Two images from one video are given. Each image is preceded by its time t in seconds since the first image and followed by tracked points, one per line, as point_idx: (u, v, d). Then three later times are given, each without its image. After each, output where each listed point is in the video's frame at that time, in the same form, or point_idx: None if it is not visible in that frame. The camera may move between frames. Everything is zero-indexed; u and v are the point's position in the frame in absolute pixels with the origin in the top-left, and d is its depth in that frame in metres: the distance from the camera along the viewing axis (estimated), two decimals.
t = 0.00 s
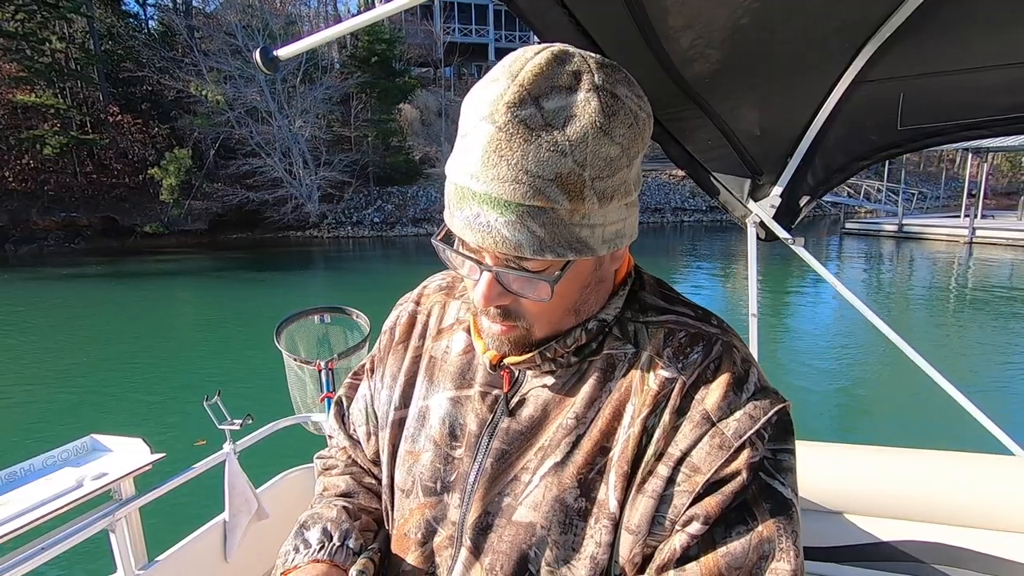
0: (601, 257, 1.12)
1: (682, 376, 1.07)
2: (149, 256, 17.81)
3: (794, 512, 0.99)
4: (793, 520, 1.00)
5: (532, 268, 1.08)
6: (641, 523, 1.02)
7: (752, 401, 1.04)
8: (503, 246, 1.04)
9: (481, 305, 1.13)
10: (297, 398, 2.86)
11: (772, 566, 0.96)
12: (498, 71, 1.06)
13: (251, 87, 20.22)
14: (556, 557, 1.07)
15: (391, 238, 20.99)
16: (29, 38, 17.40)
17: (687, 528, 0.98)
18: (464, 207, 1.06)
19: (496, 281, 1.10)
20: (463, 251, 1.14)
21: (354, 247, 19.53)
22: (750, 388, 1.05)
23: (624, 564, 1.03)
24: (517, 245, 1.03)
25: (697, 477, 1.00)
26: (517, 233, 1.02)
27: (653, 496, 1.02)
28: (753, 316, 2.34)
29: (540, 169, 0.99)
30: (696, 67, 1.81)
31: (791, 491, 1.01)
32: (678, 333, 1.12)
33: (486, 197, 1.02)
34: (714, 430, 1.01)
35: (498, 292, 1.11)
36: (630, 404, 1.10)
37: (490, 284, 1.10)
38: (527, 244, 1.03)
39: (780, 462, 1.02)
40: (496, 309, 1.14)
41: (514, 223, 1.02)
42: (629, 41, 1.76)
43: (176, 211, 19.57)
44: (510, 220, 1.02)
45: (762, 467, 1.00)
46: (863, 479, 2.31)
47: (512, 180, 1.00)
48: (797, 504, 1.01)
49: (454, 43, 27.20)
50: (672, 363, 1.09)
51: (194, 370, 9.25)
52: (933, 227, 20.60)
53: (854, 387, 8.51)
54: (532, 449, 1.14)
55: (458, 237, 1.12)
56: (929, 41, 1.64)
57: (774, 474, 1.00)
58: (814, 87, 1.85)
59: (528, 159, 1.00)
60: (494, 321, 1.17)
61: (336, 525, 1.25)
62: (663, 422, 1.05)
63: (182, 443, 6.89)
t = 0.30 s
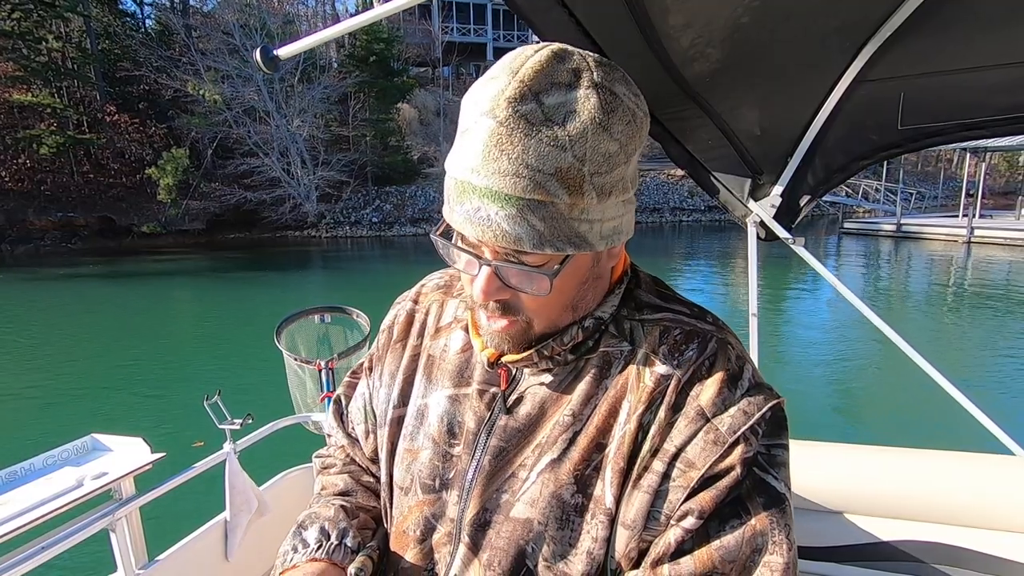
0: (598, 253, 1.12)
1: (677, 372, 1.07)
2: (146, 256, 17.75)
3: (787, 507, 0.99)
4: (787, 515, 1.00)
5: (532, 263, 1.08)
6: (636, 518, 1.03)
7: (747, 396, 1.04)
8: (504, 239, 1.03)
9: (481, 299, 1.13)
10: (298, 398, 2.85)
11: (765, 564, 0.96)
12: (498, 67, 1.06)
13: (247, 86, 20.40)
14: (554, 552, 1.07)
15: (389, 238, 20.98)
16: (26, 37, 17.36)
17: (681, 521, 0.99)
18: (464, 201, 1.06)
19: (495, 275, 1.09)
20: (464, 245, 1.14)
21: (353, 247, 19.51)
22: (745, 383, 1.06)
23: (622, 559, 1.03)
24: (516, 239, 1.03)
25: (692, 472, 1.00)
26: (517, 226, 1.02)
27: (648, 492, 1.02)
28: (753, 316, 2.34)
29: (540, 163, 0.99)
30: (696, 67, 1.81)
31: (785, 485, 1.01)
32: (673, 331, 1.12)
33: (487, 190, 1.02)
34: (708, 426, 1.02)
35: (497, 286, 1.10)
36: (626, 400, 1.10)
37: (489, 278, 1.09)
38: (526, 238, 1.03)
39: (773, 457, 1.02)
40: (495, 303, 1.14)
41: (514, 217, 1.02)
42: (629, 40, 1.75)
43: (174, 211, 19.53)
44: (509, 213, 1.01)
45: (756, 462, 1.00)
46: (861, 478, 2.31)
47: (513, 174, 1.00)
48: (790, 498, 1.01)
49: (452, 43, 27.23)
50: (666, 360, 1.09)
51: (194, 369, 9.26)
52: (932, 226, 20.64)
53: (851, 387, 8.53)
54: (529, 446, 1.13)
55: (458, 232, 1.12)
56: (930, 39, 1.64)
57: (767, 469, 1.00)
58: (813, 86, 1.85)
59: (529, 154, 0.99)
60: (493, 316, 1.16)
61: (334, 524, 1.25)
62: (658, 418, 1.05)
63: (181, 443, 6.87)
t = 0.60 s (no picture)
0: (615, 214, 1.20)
1: (669, 368, 1.08)
2: (144, 257, 17.70)
3: (780, 501, 0.99)
4: (780, 510, 0.99)
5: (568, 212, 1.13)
6: (631, 514, 1.02)
7: (740, 391, 1.04)
8: (547, 180, 1.08)
9: (514, 256, 1.14)
10: (299, 396, 2.85)
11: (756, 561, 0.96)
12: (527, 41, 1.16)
13: (246, 86, 20.01)
14: (550, 548, 1.07)
15: (387, 238, 20.97)
16: (22, 36, 17.16)
17: (675, 517, 0.98)
18: (507, 147, 1.10)
19: (532, 226, 1.13)
20: (494, 199, 1.16)
21: (351, 247, 19.51)
22: (737, 378, 1.06)
23: (617, 555, 1.03)
24: (562, 179, 1.08)
25: (685, 467, 1.00)
26: (561, 165, 1.08)
27: (643, 487, 1.02)
28: (753, 315, 2.34)
29: (581, 110, 1.09)
30: (695, 67, 1.81)
31: (778, 480, 1.00)
32: (666, 327, 1.13)
33: (534, 131, 1.08)
34: (702, 422, 1.01)
35: (531, 239, 1.13)
36: (620, 396, 1.10)
37: (527, 228, 1.12)
38: (570, 179, 1.09)
39: (766, 452, 1.01)
40: (526, 263, 1.14)
41: (560, 156, 1.08)
42: (628, 39, 1.75)
43: (171, 211, 19.49)
44: (557, 152, 1.08)
45: (749, 457, 1.00)
46: (859, 478, 2.32)
47: (558, 117, 1.08)
48: (784, 494, 1.01)
49: (451, 43, 27.20)
50: (659, 355, 1.09)
51: (192, 369, 9.26)
52: (930, 227, 20.69)
53: (849, 387, 8.56)
54: (524, 444, 1.13)
55: (492, 183, 1.15)
56: (929, 38, 1.64)
57: (759, 463, 1.00)
58: (811, 86, 1.86)
59: (570, 102, 1.08)
60: (516, 279, 1.16)
61: (333, 523, 1.24)
62: (651, 414, 1.05)
63: (179, 443, 6.86)
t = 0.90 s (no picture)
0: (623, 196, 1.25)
1: (675, 371, 1.07)
2: (142, 257, 17.67)
3: (788, 505, 0.99)
4: (787, 513, 0.99)
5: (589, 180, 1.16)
6: (638, 517, 1.02)
7: (746, 395, 1.04)
8: (572, 147, 1.11)
9: (545, 228, 1.14)
10: (300, 395, 2.85)
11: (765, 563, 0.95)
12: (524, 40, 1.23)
13: (243, 85, 20.15)
14: (555, 549, 1.06)
15: (385, 238, 20.97)
16: (17, 36, 17.17)
17: (684, 519, 0.98)
18: (528, 120, 1.12)
19: (558, 196, 1.15)
20: (517, 176, 1.17)
21: (349, 247, 19.50)
22: (742, 382, 1.06)
23: (623, 557, 1.02)
24: (585, 146, 1.12)
25: (693, 470, 1.00)
26: (582, 132, 1.12)
27: (650, 490, 1.02)
28: (753, 316, 2.34)
29: (591, 86, 1.15)
30: (696, 66, 1.81)
31: (785, 483, 1.00)
32: (672, 330, 1.13)
33: (553, 100, 1.12)
34: (708, 424, 1.02)
35: (560, 209, 1.14)
36: (626, 398, 1.10)
37: (554, 198, 1.14)
38: (592, 146, 1.12)
39: (772, 455, 1.02)
40: (556, 237, 1.15)
41: (581, 124, 1.11)
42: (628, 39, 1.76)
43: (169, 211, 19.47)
44: (579, 117, 1.12)
45: (755, 460, 1.00)
46: (858, 479, 2.32)
47: (573, 91, 1.13)
48: (790, 497, 1.01)
49: (449, 43, 27.22)
50: (666, 358, 1.09)
51: (191, 370, 9.24)
52: (927, 227, 20.74)
53: (847, 386, 8.58)
54: (529, 445, 1.13)
55: (513, 161, 1.16)
56: (930, 38, 1.64)
57: (766, 466, 1.00)
58: (812, 86, 1.86)
59: (580, 79, 1.14)
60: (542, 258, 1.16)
61: (333, 524, 1.24)
62: (658, 417, 1.05)
63: (178, 444, 6.84)
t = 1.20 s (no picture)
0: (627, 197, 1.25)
1: (678, 372, 1.07)
2: (139, 257, 17.63)
3: (790, 508, 0.99)
4: (790, 516, 0.99)
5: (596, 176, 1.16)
6: (640, 521, 1.02)
7: (747, 397, 1.04)
8: (581, 141, 1.11)
9: (552, 220, 1.14)
10: (299, 397, 2.84)
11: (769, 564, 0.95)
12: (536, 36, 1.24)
13: (241, 85, 20.09)
14: (556, 552, 1.06)
15: (383, 238, 20.98)
16: (14, 36, 17.10)
17: (687, 523, 0.98)
18: (538, 113, 1.12)
19: (565, 190, 1.14)
20: (524, 168, 1.17)
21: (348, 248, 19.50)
22: (745, 384, 1.06)
23: (625, 561, 1.02)
24: (596, 141, 1.12)
25: (695, 474, 1.00)
26: (593, 128, 1.11)
27: (651, 493, 1.02)
28: (753, 316, 2.34)
29: (601, 83, 1.15)
30: (695, 67, 1.81)
31: (787, 486, 1.00)
32: (674, 331, 1.13)
33: (564, 93, 1.11)
34: (711, 427, 1.01)
35: (567, 204, 1.14)
36: (628, 399, 1.10)
37: (562, 192, 1.14)
38: (601, 142, 1.13)
39: (775, 457, 1.02)
40: (562, 231, 1.14)
41: (591, 120, 1.12)
42: (627, 38, 1.75)
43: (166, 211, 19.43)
44: (590, 112, 1.12)
45: (758, 462, 1.00)
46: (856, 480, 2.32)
47: (584, 86, 1.13)
48: (793, 500, 1.00)
49: (447, 43, 27.23)
50: (669, 360, 1.09)
51: (189, 370, 9.22)
52: (925, 227, 20.79)
53: (845, 386, 8.60)
54: (529, 447, 1.13)
55: (521, 152, 1.16)
56: (930, 38, 1.64)
57: (769, 469, 1.00)
58: (811, 86, 1.86)
59: (591, 77, 1.15)
60: (547, 253, 1.16)
61: (330, 527, 1.24)
62: (660, 419, 1.05)
63: (177, 444, 6.83)
